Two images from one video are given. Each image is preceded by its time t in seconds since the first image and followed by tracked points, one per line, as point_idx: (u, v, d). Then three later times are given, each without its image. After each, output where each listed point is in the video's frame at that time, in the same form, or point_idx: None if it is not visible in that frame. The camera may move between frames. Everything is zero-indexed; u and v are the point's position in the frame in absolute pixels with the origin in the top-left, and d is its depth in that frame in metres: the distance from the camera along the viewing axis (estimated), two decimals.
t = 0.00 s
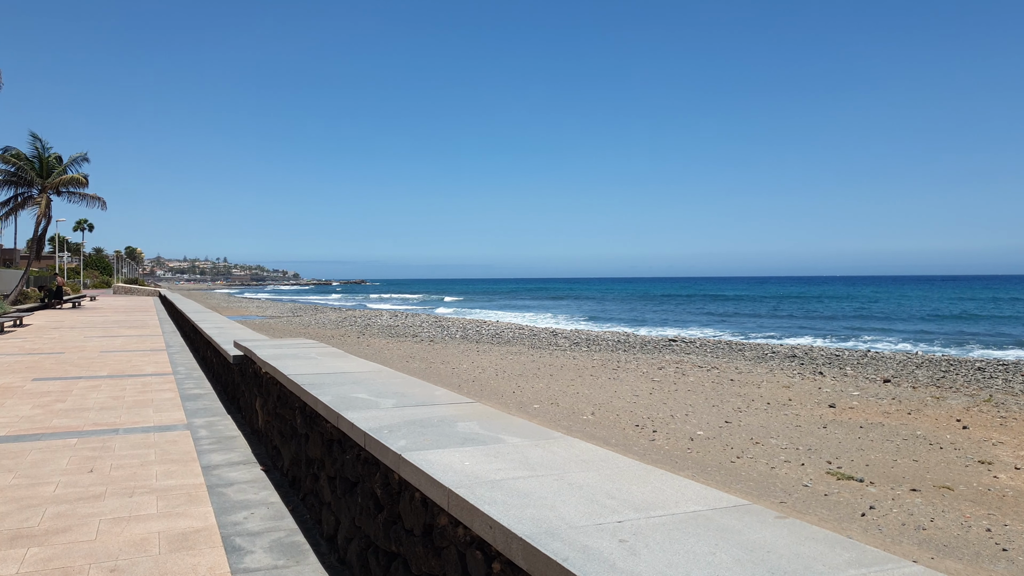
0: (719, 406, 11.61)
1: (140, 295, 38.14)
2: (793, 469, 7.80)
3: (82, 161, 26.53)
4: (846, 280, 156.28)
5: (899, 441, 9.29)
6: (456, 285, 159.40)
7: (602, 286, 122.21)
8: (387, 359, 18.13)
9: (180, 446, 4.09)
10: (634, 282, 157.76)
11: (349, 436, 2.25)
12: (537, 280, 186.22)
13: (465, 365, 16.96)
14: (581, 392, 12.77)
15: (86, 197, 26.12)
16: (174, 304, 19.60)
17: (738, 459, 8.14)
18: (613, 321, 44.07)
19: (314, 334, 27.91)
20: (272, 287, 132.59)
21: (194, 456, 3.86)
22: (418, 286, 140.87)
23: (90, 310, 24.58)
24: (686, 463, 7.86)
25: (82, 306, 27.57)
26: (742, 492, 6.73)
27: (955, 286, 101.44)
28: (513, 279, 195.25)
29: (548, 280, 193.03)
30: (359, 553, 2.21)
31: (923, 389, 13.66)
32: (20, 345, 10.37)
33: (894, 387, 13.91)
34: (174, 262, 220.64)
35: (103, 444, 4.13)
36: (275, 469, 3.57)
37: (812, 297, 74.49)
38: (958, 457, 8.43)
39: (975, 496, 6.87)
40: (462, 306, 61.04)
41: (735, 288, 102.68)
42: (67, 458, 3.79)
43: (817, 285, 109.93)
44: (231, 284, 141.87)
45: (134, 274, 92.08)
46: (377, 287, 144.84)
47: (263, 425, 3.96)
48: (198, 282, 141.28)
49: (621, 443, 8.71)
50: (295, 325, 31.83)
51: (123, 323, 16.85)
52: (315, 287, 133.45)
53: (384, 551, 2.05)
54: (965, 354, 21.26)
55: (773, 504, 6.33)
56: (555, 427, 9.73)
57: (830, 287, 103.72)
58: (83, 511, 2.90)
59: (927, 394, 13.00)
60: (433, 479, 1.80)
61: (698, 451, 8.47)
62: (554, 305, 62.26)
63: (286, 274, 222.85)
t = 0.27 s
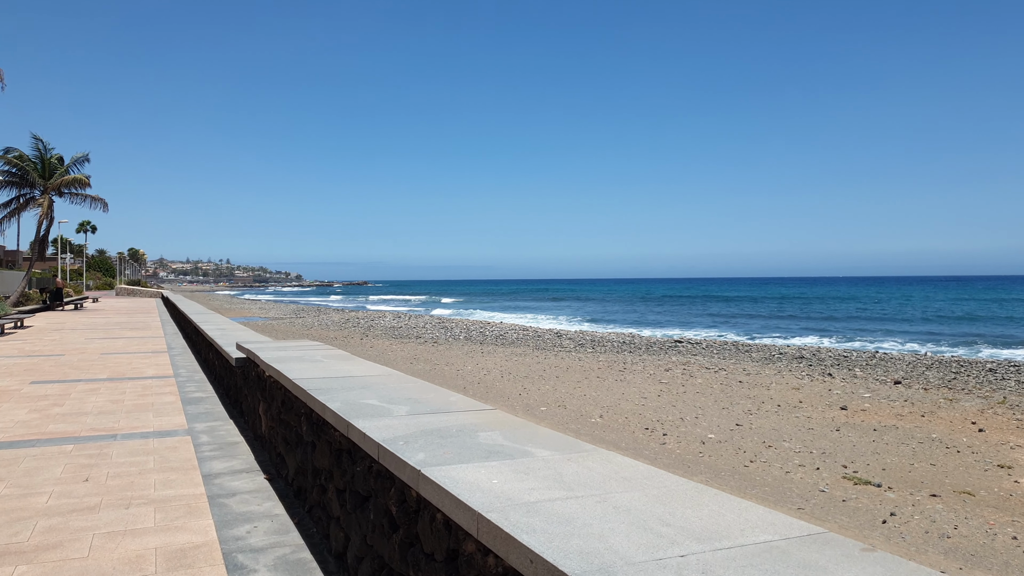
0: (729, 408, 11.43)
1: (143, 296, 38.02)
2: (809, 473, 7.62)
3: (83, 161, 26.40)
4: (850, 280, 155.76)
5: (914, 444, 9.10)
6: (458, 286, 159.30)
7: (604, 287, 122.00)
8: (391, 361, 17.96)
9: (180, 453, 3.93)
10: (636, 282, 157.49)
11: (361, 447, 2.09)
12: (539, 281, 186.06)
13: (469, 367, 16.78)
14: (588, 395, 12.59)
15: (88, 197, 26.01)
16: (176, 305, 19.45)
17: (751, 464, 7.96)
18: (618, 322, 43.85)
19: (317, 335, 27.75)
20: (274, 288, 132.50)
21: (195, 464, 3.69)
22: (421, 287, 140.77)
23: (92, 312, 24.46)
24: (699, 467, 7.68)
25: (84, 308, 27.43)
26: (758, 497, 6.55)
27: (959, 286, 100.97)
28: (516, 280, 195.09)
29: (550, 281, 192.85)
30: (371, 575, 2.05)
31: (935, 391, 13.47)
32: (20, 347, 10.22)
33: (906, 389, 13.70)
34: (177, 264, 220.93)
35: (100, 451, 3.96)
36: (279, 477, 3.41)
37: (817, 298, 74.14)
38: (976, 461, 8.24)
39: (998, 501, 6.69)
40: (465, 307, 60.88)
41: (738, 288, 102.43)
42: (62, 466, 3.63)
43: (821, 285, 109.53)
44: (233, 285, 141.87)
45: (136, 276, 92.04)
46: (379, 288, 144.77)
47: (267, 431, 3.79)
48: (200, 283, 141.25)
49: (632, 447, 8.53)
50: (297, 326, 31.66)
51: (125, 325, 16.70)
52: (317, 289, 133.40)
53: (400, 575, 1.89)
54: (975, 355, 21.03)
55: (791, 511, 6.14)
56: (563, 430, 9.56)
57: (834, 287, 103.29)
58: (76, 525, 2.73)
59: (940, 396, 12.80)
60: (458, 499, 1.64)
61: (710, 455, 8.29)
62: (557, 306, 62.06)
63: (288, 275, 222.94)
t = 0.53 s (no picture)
0: (739, 412, 11.27)
1: (147, 298, 37.97)
2: (823, 480, 7.46)
3: (86, 162, 26.32)
4: (854, 281, 155.16)
5: (930, 450, 8.92)
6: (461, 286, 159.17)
7: (607, 288, 121.75)
8: (396, 363, 17.83)
9: (182, 465, 3.79)
10: (639, 283, 157.18)
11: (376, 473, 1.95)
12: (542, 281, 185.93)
13: (474, 369, 16.63)
14: (595, 398, 12.43)
15: (91, 198, 25.93)
16: (179, 307, 19.34)
17: (764, 470, 7.81)
18: (622, 323, 43.63)
19: (321, 336, 27.64)
20: (278, 289, 132.58)
21: (198, 477, 3.56)
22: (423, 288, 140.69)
23: (96, 313, 24.36)
24: (711, 474, 7.52)
25: (88, 310, 27.37)
26: (774, 506, 6.39)
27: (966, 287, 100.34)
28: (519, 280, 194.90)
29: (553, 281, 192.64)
30: None
31: (948, 394, 13.26)
32: (22, 350, 10.11)
33: (917, 392, 13.51)
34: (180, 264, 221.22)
35: (100, 462, 3.83)
36: (285, 492, 3.27)
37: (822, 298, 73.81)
38: (994, 467, 8.06)
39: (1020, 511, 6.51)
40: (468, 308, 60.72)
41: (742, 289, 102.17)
42: (60, 479, 3.49)
43: (826, 285, 109.05)
44: (237, 286, 141.94)
45: (140, 276, 92.11)
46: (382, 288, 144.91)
47: (272, 444, 3.66)
48: (204, 284, 141.43)
49: (642, 453, 8.38)
50: (301, 327, 31.55)
51: (128, 327, 16.60)
52: (320, 289, 133.49)
53: None
54: (985, 357, 20.79)
55: (808, 520, 5.99)
56: (571, 434, 9.41)
57: (839, 288, 102.87)
58: (73, 546, 2.60)
59: (952, 399, 12.62)
60: (487, 539, 1.51)
61: (722, 461, 8.13)
62: (561, 307, 61.87)
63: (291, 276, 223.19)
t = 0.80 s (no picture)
0: (748, 412, 11.13)
1: (150, 295, 37.91)
2: (839, 481, 7.32)
3: (88, 158, 26.21)
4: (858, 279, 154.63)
5: (944, 450, 8.78)
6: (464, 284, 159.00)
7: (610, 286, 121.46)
8: (400, 362, 17.72)
9: (187, 468, 3.67)
10: (642, 281, 156.81)
11: (401, 485, 1.83)
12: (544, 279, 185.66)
13: (480, 368, 16.51)
14: (603, 396, 12.30)
15: (94, 195, 25.84)
16: (183, 305, 19.25)
17: (778, 471, 7.67)
18: (626, 321, 43.44)
19: (324, 334, 27.54)
20: (281, 287, 132.66)
21: (204, 481, 3.43)
22: (426, 286, 140.56)
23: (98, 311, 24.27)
24: (724, 476, 7.39)
25: (90, 307, 27.30)
26: (790, 508, 6.26)
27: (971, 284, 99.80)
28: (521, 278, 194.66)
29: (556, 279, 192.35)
30: None
31: (959, 393, 13.11)
32: (24, 349, 10.01)
33: (928, 391, 13.36)
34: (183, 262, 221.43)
35: (102, 465, 3.72)
36: (295, 496, 3.15)
37: (827, 296, 73.51)
38: (1012, 468, 7.92)
39: None
40: (471, 306, 60.59)
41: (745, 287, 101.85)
42: (60, 483, 3.37)
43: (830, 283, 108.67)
44: (240, 283, 141.97)
45: (143, 275, 92.15)
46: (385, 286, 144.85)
47: (280, 445, 3.53)
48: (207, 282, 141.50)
49: (652, 453, 8.24)
50: (305, 325, 31.46)
51: (131, 325, 16.50)
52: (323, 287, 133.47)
53: None
54: (994, 355, 20.62)
55: (826, 523, 5.85)
56: (580, 434, 9.28)
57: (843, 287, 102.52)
58: (73, 555, 2.47)
59: (963, 398, 12.47)
60: (536, 564, 1.38)
61: (734, 462, 8.00)
62: (564, 305, 61.68)
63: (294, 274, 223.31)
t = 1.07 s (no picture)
0: (759, 415, 10.97)
1: (151, 297, 37.80)
2: (855, 487, 7.16)
3: (89, 159, 26.10)
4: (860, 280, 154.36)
5: (961, 454, 8.62)
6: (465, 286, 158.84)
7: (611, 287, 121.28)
8: (404, 364, 17.58)
9: (193, 478, 3.52)
10: (644, 282, 156.63)
11: (436, 509, 1.69)
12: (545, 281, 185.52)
13: (485, 370, 16.36)
14: (610, 399, 12.16)
15: (95, 197, 25.72)
16: (185, 307, 19.13)
17: (793, 476, 7.52)
18: (629, 323, 43.26)
19: (326, 336, 27.40)
20: (282, 288, 132.46)
21: (211, 492, 3.29)
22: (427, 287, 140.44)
23: (100, 312, 24.16)
24: (738, 481, 7.23)
25: (92, 309, 27.18)
26: (808, 515, 6.11)
27: (973, 285, 99.52)
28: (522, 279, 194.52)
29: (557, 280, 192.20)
30: None
31: (970, 395, 12.95)
32: (25, 351, 9.87)
33: (939, 394, 13.21)
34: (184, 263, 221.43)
35: (104, 474, 3.57)
36: (307, 508, 3.01)
37: (829, 297, 73.35)
38: None
39: None
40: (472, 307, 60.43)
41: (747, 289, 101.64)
42: (61, 494, 3.23)
43: (833, 284, 108.39)
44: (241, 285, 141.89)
45: (144, 276, 92.09)
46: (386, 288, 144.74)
47: (290, 455, 3.39)
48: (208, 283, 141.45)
49: (664, 458, 8.09)
50: (306, 327, 31.36)
51: (133, 327, 16.36)
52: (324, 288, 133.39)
53: None
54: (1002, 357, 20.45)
55: (846, 530, 5.70)
56: (589, 438, 9.13)
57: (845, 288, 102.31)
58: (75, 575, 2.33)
59: (975, 401, 12.31)
60: None
61: (747, 466, 7.84)
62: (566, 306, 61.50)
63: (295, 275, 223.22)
